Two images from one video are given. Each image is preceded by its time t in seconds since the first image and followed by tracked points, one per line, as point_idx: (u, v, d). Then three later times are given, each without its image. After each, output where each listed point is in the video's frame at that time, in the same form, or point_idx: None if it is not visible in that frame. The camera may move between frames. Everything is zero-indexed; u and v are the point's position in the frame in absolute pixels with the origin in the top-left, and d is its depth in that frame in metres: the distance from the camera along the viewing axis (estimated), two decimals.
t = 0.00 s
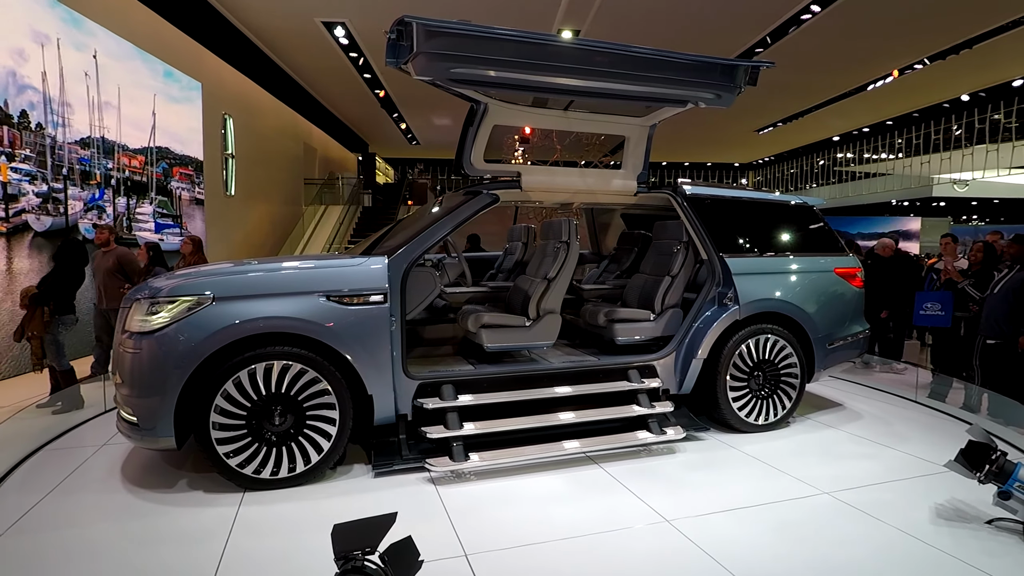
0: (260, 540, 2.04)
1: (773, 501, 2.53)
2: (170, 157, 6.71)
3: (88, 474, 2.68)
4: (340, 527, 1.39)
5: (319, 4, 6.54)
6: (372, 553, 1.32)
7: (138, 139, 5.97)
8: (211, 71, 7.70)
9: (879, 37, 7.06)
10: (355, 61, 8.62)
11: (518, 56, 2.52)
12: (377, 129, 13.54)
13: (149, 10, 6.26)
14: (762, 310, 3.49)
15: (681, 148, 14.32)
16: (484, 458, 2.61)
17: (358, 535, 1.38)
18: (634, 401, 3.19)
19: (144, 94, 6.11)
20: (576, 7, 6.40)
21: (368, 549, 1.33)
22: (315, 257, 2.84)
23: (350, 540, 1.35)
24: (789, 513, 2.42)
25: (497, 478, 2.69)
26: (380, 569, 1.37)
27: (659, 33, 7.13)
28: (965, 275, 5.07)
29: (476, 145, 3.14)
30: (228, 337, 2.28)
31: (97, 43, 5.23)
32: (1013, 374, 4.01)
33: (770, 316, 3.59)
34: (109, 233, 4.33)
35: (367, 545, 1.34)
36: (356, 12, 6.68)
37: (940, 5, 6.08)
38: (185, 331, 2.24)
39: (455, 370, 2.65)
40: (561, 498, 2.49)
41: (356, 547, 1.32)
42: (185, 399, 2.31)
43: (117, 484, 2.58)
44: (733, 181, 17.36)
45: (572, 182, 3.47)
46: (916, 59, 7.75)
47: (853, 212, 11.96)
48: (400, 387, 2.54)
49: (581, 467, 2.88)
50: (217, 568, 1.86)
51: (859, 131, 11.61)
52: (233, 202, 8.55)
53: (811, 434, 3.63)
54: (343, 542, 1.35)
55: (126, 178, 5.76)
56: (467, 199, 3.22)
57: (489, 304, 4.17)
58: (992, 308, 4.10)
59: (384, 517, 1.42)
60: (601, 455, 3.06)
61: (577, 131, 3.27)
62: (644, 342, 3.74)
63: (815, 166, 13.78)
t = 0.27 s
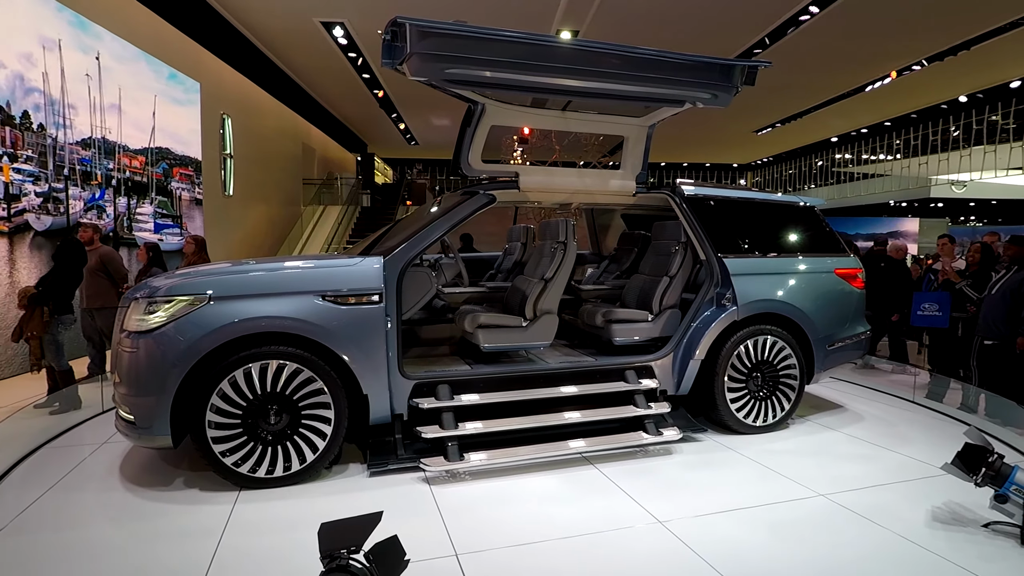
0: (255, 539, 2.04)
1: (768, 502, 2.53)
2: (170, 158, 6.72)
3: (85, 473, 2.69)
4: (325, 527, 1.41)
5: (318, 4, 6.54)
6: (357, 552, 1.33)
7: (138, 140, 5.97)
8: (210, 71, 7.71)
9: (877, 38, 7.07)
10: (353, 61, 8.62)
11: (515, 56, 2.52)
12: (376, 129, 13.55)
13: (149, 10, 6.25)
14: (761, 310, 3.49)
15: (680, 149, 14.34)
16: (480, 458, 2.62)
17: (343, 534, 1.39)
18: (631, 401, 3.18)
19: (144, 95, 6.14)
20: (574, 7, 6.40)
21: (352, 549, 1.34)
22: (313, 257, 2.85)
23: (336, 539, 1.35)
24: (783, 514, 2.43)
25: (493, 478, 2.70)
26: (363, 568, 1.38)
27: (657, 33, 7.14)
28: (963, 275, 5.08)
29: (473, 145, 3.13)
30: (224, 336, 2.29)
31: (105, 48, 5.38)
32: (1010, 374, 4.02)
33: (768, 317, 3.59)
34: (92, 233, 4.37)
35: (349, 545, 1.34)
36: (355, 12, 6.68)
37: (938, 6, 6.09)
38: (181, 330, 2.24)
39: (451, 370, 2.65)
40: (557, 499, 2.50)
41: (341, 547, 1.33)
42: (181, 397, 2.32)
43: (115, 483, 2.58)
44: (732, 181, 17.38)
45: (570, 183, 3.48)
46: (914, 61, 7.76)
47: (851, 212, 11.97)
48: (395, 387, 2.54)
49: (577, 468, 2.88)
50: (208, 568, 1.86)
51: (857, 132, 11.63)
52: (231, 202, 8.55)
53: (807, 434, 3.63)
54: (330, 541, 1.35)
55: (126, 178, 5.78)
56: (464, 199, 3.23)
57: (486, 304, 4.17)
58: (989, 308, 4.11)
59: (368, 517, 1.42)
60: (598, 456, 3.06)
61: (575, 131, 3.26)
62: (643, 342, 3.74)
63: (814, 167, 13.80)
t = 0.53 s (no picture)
0: (251, 537, 2.05)
1: (761, 502, 2.55)
2: (170, 160, 6.73)
3: (83, 473, 2.69)
4: (312, 524, 1.41)
5: (314, 5, 6.53)
6: (343, 551, 1.34)
7: (138, 142, 5.98)
8: (208, 73, 7.70)
9: (875, 36, 7.07)
10: (351, 61, 8.59)
11: (511, 56, 2.53)
12: (373, 129, 13.54)
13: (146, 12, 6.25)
14: (761, 309, 3.48)
15: (678, 147, 14.34)
16: (475, 457, 2.62)
17: (333, 531, 1.40)
18: (629, 401, 3.17)
19: (144, 98, 6.15)
20: (571, 7, 6.40)
21: (339, 547, 1.35)
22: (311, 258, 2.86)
23: (322, 538, 1.36)
24: (782, 516, 2.41)
25: (487, 478, 2.70)
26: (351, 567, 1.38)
27: (655, 32, 7.14)
28: (961, 272, 5.08)
29: (470, 145, 3.13)
30: (221, 336, 2.30)
31: (113, 54, 5.49)
32: (1009, 371, 4.02)
33: (768, 316, 3.59)
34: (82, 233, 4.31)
35: (336, 544, 1.35)
36: (352, 13, 6.69)
37: (935, 3, 6.09)
38: (178, 330, 2.25)
39: (447, 370, 2.66)
40: (554, 499, 2.50)
41: (328, 545, 1.34)
42: (179, 397, 2.33)
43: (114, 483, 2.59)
44: (730, 180, 17.38)
45: (567, 181, 3.47)
46: (912, 58, 7.76)
47: (850, 210, 11.98)
48: (392, 387, 2.55)
49: (573, 468, 2.88)
50: (200, 568, 1.86)
51: (855, 129, 11.62)
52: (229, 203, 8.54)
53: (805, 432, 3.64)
54: (316, 540, 1.36)
55: (127, 180, 5.79)
56: (460, 199, 3.23)
57: (483, 304, 4.18)
58: (988, 305, 4.12)
59: (355, 514, 1.43)
60: (594, 456, 3.06)
61: (571, 130, 3.25)
62: (642, 341, 3.74)
63: (812, 165, 13.80)
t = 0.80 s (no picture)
0: (248, 538, 2.05)
1: (758, 503, 2.55)
2: (172, 164, 6.75)
3: (84, 476, 2.70)
4: (303, 526, 1.41)
5: (312, 8, 6.55)
6: (331, 552, 1.34)
7: (139, 147, 6.02)
8: (206, 76, 7.72)
9: (872, 34, 7.08)
10: (349, 64, 8.60)
11: (507, 58, 2.54)
12: (372, 132, 13.55)
13: (144, 16, 6.27)
14: (761, 309, 3.48)
15: (677, 147, 14.34)
16: (473, 459, 2.62)
17: (322, 532, 1.40)
18: (627, 402, 3.16)
19: (145, 103, 6.19)
20: (568, 7, 6.41)
21: (327, 548, 1.35)
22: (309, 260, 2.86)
23: (311, 539, 1.36)
24: (782, 518, 2.40)
25: (485, 479, 2.70)
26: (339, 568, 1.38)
27: (652, 32, 7.14)
28: (961, 269, 5.08)
29: (468, 147, 3.13)
30: (220, 339, 2.30)
31: (120, 61, 5.66)
32: (1009, 368, 4.02)
33: (768, 316, 3.59)
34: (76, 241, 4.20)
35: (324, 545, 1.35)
36: (349, 16, 6.71)
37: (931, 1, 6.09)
38: (176, 333, 2.26)
39: (445, 371, 2.66)
40: (552, 499, 2.50)
41: (316, 547, 1.34)
42: (178, 399, 2.33)
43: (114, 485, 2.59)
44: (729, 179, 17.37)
45: (564, 182, 3.48)
46: (909, 56, 7.77)
47: (849, 208, 11.98)
48: (389, 389, 2.55)
49: (571, 469, 2.88)
50: (195, 569, 1.86)
51: (854, 128, 11.62)
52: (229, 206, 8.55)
53: (804, 431, 3.64)
54: (305, 542, 1.36)
55: (129, 185, 5.82)
56: (458, 200, 3.23)
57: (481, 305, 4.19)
58: (988, 302, 4.12)
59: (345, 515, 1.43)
60: (593, 457, 3.06)
61: (568, 131, 3.25)
62: (642, 342, 3.74)
63: (811, 163, 13.79)
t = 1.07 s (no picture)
0: (243, 538, 2.05)
1: (752, 506, 2.55)
2: (172, 164, 6.76)
3: (81, 475, 2.70)
4: (291, 524, 1.37)
5: (311, 9, 6.55)
6: (316, 552, 1.31)
7: (139, 147, 6.02)
8: (205, 76, 7.71)
9: (870, 37, 7.10)
10: (348, 64, 8.60)
11: (505, 59, 2.54)
12: (372, 132, 13.56)
13: (143, 16, 6.27)
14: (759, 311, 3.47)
15: (676, 148, 14.36)
16: (468, 460, 2.62)
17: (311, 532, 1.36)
18: (624, 404, 3.15)
19: (145, 104, 6.20)
20: (567, 9, 6.42)
21: (314, 549, 1.31)
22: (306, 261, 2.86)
23: (299, 539, 1.32)
24: (778, 522, 2.40)
25: (480, 480, 2.70)
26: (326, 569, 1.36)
27: (651, 33, 7.16)
28: (959, 272, 5.10)
29: (466, 148, 3.14)
30: (216, 338, 2.30)
31: (125, 63, 5.77)
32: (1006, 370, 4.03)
33: (767, 318, 3.59)
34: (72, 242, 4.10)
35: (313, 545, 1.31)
36: (348, 16, 6.72)
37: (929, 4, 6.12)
38: (173, 333, 2.26)
39: (441, 372, 2.66)
40: (547, 501, 2.50)
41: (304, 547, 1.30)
42: (174, 399, 2.33)
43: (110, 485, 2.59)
44: (727, 180, 17.40)
45: (563, 183, 3.47)
46: (907, 59, 7.79)
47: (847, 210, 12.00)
48: (385, 389, 2.55)
49: (567, 470, 2.88)
50: (187, 569, 1.86)
51: (852, 130, 11.65)
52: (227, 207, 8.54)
53: (800, 433, 3.64)
54: (293, 541, 1.33)
55: (129, 185, 5.82)
56: (454, 201, 3.24)
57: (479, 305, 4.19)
58: (986, 304, 4.13)
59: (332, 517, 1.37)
60: (589, 459, 3.06)
61: (566, 132, 3.25)
62: (640, 343, 3.74)
63: (809, 165, 13.82)
